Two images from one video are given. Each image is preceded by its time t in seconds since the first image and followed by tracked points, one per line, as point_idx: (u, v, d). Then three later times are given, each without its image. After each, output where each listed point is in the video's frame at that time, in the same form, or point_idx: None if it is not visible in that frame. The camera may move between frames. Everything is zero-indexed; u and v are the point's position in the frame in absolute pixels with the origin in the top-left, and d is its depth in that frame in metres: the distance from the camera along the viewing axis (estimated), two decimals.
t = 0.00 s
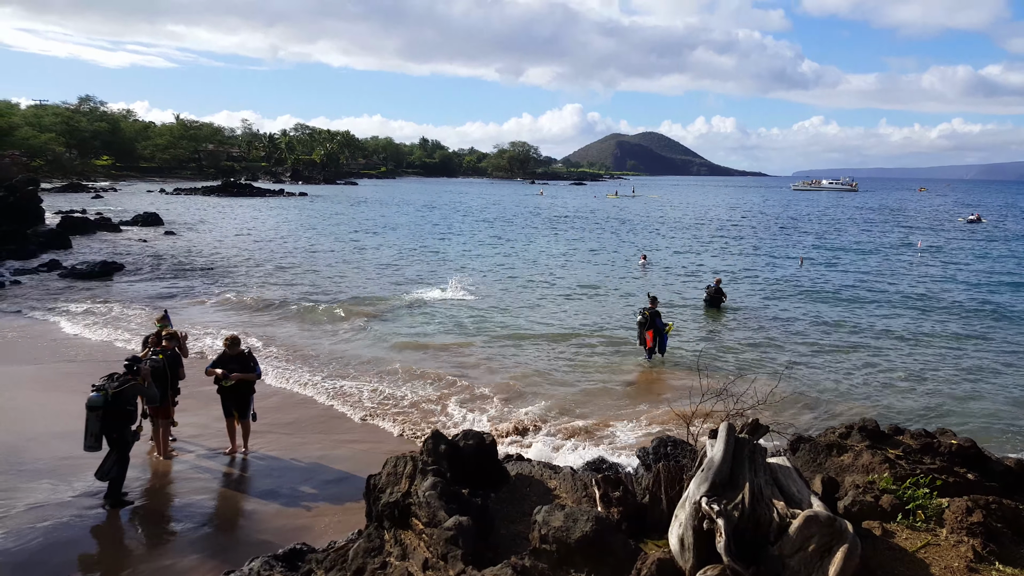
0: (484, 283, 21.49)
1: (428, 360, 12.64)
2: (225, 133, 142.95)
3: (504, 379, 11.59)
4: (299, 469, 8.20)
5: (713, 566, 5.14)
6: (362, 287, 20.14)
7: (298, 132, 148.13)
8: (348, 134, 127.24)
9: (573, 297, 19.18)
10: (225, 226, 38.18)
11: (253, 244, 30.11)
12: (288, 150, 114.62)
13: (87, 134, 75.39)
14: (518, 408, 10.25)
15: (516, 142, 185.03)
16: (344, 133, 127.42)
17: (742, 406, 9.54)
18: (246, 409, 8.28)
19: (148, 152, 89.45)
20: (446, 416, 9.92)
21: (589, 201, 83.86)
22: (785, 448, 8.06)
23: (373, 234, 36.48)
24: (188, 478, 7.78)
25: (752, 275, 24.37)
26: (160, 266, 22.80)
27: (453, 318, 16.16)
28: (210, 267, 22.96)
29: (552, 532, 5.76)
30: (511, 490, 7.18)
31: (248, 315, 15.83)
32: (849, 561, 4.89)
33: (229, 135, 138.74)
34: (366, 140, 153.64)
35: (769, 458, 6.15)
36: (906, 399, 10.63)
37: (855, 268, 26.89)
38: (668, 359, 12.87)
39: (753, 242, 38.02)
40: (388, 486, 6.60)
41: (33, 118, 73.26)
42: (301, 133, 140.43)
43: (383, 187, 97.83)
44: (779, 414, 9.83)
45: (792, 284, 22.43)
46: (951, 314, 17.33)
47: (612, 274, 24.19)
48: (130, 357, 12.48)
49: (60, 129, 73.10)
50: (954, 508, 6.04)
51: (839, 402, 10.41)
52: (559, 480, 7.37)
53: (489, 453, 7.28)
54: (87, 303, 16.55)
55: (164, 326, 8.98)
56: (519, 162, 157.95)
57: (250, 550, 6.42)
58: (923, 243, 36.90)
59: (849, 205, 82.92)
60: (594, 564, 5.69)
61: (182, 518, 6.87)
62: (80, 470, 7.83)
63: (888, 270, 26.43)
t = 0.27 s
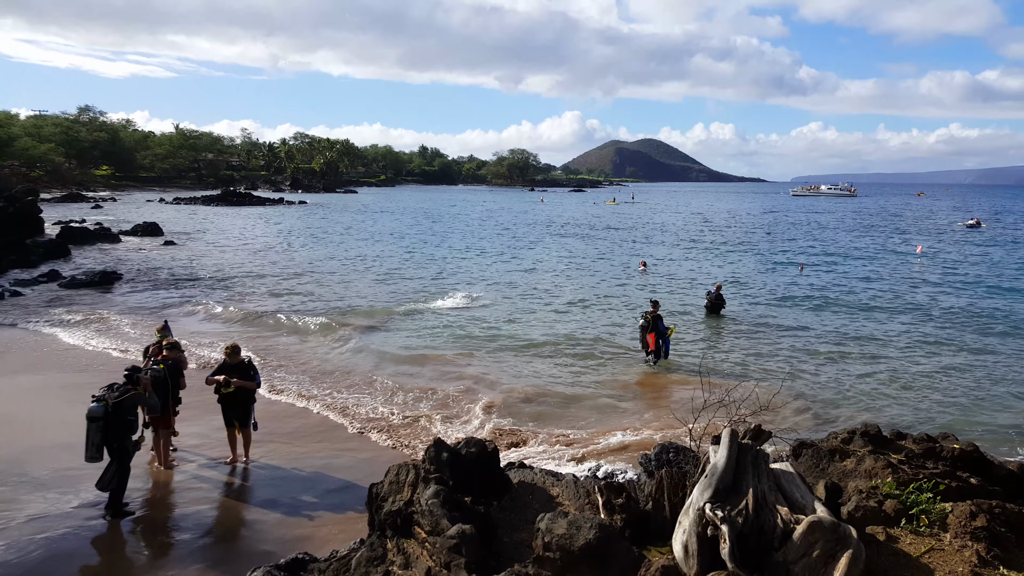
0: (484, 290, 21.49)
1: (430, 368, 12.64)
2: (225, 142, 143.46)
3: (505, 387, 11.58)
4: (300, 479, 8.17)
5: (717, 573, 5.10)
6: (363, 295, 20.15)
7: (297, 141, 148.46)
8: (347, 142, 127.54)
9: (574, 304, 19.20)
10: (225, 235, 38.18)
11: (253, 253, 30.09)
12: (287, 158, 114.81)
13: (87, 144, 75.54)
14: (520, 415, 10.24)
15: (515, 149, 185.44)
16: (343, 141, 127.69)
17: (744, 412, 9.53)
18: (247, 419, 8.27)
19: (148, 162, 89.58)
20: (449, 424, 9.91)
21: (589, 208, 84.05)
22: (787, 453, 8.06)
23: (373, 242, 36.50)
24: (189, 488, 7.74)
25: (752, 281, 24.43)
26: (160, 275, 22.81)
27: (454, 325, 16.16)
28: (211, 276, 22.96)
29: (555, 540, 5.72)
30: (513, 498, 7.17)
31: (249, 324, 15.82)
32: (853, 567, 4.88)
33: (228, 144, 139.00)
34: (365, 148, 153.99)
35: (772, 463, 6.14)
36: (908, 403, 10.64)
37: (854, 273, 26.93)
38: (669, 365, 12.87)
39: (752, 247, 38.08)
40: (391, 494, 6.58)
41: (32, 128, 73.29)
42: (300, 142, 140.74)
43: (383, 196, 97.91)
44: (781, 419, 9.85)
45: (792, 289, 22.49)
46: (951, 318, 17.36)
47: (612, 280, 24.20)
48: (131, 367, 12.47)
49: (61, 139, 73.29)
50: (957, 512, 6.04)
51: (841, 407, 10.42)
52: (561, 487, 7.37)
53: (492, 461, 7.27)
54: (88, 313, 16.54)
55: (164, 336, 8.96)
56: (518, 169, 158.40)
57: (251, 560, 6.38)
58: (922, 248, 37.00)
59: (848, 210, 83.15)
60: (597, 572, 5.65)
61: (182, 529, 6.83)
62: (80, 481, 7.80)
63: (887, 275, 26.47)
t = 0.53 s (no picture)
0: (480, 294, 21.50)
1: (427, 371, 12.65)
2: (221, 144, 143.22)
3: (502, 390, 11.59)
4: (296, 482, 8.16)
5: None
6: (360, 299, 20.15)
7: (294, 143, 148.44)
8: (344, 146, 127.51)
9: (570, 308, 19.23)
10: (221, 238, 38.10)
11: (249, 256, 30.03)
12: (284, 161, 114.71)
13: (83, 146, 75.39)
14: (517, 419, 10.26)
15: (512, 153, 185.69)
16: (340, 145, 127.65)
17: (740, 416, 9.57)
18: (243, 423, 8.26)
19: (144, 164, 89.43)
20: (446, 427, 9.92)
21: (585, 212, 84.24)
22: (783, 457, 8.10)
23: (369, 246, 36.47)
24: (185, 491, 7.73)
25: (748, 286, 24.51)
26: (156, 278, 22.74)
27: (450, 329, 16.17)
28: (207, 279, 22.93)
29: (552, 542, 5.74)
30: (510, 501, 7.18)
31: (245, 327, 15.80)
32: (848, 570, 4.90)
33: (224, 146, 138.76)
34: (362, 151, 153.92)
35: (768, 467, 6.17)
36: (902, 408, 10.70)
37: (849, 278, 27.06)
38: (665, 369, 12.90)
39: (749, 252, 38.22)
40: (387, 498, 6.59)
41: (27, 130, 73.00)
42: (298, 145, 140.73)
43: (380, 199, 97.84)
44: (776, 423, 9.89)
45: (788, 293, 22.58)
46: (945, 324, 17.47)
47: (608, 285, 24.24)
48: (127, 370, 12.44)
49: (56, 141, 73.04)
50: (951, 516, 6.07)
51: (836, 412, 10.47)
52: (558, 491, 7.37)
53: (489, 464, 7.28)
54: (84, 315, 16.49)
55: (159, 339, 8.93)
56: (515, 173, 158.55)
57: (248, 563, 6.37)
58: (917, 254, 37.19)
59: (843, 216, 83.55)
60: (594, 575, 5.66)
61: (178, 531, 6.82)
62: (75, 484, 7.77)
63: (882, 280, 26.60)
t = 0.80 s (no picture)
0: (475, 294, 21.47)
1: (420, 370, 12.63)
2: (215, 144, 142.74)
3: (497, 390, 11.57)
4: (291, 481, 8.15)
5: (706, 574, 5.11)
6: (354, 298, 20.09)
7: (289, 143, 147.89)
8: (339, 146, 127.26)
9: (565, 308, 19.21)
10: (214, 238, 37.95)
11: (242, 256, 29.92)
12: (278, 161, 114.33)
13: (75, 146, 75.07)
14: (510, 418, 10.25)
15: (507, 152, 185.55)
16: (335, 145, 127.40)
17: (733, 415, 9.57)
18: (237, 423, 8.24)
19: (137, 164, 89.06)
20: (439, 427, 9.91)
21: (579, 212, 84.31)
22: (776, 456, 8.11)
23: (363, 246, 36.38)
24: (178, 491, 7.70)
25: (742, 285, 24.55)
26: (148, 278, 22.63)
27: (444, 329, 16.14)
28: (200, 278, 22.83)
29: (546, 541, 5.73)
30: (504, 500, 7.16)
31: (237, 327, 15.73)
32: (841, 567, 4.91)
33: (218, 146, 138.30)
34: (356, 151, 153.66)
35: (761, 466, 6.17)
36: (895, 407, 10.74)
37: (842, 278, 27.16)
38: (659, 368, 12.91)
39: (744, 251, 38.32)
40: (381, 497, 6.57)
41: (19, 130, 72.56)
42: (292, 144, 140.30)
43: (374, 199, 97.71)
44: (770, 422, 9.90)
45: (782, 293, 22.63)
46: (938, 322, 17.55)
47: (603, 284, 24.24)
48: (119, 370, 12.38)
49: (48, 141, 72.62)
50: (944, 514, 6.09)
51: (829, 411, 10.49)
52: (551, 490, 7.37)
53: (482, 463, 7.27)
54: (75, 316, 16.38)
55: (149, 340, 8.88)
56: (510, 173, 158.55)
57: (241, 563, 6.35)
58: (910, 253, 37.35)
59: (836, 215, 83.93)
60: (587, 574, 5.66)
61: (172, 531, 6.79)
62: (68, 484, 7.73)
63: (875, 279, 26.70)
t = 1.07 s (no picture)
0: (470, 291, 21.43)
1: (415, 369, 12.62)
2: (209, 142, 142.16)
3: (491, 388, 11.56)
4: (285, 479, 8.14)
5: (699, 570, 5.12)
6: (348, 296, 20.05)
7: (283, 141, 147.30)
8: (333, 144, 126.94)
9: (559, 305, 19.21)
10: (208, 236, 37.80)
11: (236, 254, 29.81)
12: (272, 159, 113.89)
13: (67, 144, 74.61)
14: (505, 416, 10.25)
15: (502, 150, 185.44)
16: (330, 142, 127.08)
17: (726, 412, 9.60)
18: (231, 422, 8.24)
19: (130, 162, 88.56)
20: (433, 425, 9.91)
21: (573, 209, 84.33)
22: (770, 453, 8.14)
23: (357, 244, 36.30)
24: (172, 490, 7.68)
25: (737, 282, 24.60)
26: (140, 277, 22.52)
27: (439, 327, 16.12)
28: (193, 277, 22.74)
29: (540, 539, 5.74)
30: (498, 498, 7.17)
31: (230, 326, 15.67)
32: (834, 564, 4.92)
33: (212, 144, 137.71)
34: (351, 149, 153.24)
35: (754, 462, 6.18)
36: (889, 403, 10.78)
37: (836, 275, 27.26)
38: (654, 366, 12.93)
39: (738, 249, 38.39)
40: (375, 495, 6.57)
41: (10, 128, 72.09)
42: (286, 142, 139.74)
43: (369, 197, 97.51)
44: (763, 419, 9.93)
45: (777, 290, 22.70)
46: (931, 319, 17.64)
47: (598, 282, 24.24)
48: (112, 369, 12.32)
49: (40, 139, 72.17)
50: (935, 510, 6.12)
51: (823, 407, 10.52)
52: (546, 487, 7.37)
53: (477, 461, 7.27)
54: (67, 314, 16.29)
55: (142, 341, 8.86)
56: (505, 171, 158.41)
57: (236, 561, 6.35)
58: (904, 250, 37.51)
59: (828, 212, 84.19)
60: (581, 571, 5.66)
61: (166, 530, 6.78)
62: (61, 483, 7.70)
63: (868, 276, 26.80)
